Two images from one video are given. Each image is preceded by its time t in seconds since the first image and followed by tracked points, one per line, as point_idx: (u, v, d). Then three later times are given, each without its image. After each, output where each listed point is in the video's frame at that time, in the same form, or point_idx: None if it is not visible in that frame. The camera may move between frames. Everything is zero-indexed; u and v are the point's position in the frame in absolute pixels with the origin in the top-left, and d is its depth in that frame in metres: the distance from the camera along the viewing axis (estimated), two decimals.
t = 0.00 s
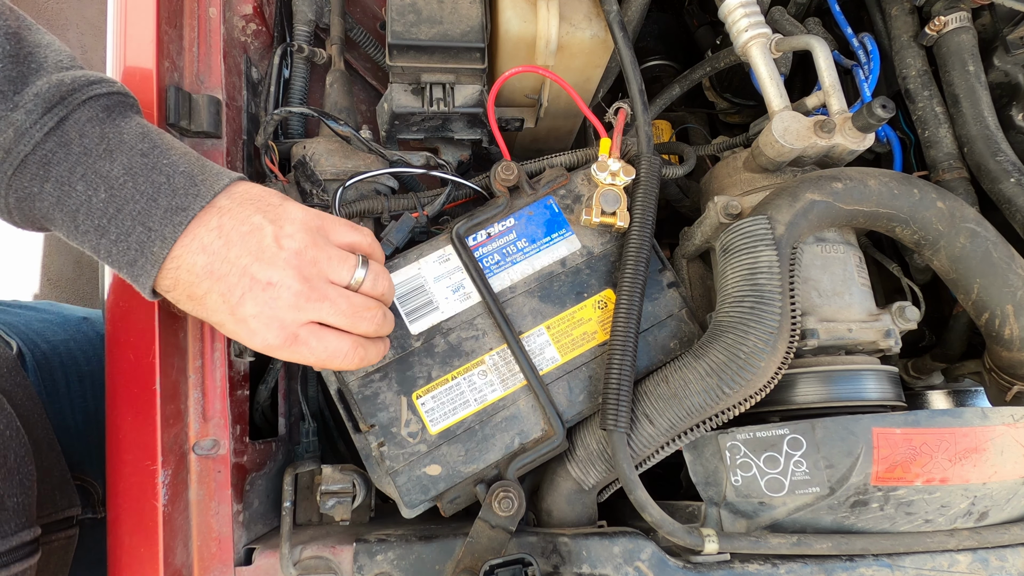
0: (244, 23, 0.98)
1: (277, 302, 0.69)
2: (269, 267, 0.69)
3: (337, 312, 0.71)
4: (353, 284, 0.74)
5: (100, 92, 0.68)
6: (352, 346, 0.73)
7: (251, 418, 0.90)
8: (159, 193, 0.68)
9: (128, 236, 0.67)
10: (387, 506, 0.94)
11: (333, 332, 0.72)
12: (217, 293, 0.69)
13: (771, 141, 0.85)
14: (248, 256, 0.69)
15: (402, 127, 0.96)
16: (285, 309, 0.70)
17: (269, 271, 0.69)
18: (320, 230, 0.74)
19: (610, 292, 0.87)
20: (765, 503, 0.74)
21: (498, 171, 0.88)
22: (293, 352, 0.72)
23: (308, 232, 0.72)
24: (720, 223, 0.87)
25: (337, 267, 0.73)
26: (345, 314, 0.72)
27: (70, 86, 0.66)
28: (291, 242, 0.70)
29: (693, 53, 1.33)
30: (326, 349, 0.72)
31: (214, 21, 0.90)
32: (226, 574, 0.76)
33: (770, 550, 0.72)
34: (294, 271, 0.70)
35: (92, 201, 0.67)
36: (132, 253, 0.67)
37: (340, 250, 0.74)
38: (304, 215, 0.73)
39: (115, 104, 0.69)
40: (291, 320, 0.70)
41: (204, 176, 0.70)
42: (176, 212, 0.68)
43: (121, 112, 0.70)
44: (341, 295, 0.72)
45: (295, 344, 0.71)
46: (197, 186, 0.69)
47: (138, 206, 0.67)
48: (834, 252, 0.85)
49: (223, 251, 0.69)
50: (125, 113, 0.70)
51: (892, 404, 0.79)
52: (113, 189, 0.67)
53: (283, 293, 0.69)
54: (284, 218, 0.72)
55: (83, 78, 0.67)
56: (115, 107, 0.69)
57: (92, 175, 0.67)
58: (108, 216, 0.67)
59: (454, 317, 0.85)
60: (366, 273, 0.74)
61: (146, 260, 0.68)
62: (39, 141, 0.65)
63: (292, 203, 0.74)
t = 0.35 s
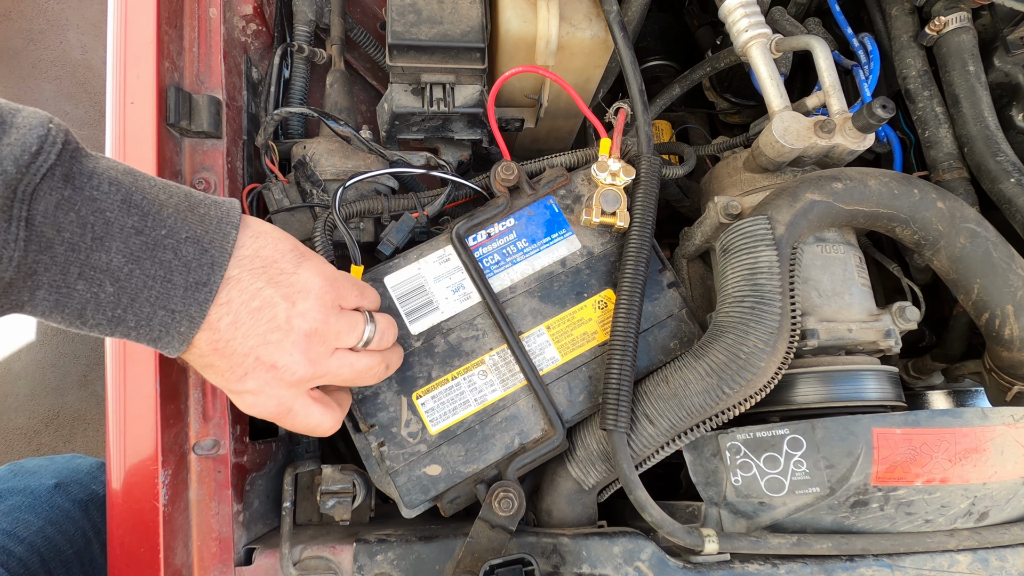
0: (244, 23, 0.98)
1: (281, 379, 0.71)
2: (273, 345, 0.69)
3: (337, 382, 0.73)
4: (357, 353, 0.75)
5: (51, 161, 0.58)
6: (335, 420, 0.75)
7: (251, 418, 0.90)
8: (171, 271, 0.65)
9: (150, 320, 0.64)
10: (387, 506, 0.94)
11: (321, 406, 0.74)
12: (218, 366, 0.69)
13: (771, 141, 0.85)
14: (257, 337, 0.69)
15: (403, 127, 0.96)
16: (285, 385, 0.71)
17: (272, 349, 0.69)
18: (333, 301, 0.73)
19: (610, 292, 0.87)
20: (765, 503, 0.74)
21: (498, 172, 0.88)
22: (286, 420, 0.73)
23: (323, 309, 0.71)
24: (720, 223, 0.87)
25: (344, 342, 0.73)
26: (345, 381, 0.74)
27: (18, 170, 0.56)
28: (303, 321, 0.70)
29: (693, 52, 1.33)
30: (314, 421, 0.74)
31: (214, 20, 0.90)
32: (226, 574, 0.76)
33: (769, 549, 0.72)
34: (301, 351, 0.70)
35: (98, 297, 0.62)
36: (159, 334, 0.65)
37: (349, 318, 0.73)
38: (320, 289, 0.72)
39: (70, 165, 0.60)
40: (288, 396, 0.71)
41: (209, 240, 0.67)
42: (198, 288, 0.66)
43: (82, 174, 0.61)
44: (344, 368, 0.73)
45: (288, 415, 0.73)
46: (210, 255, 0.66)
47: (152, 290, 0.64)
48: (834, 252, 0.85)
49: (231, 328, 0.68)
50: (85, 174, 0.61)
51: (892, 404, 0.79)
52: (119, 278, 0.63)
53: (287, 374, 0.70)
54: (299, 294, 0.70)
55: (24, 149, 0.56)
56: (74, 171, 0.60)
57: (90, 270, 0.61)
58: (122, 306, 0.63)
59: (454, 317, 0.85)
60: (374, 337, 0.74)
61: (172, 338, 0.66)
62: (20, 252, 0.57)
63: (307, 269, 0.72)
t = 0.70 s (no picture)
0: (244, 23, 0.98)
1: (294, 369, 0.70)
2: (287, 335, 0.69)
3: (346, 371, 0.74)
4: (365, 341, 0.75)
5: (69, 153, 0.56)
6: (336, 402, 0.76)
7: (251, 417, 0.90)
8: (190, 261, 0.63)
9: (170, 309, 0.63)
10: (387, 505, 0.94)
11: (325, 388, 0.75)
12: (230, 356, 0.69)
13: (771, 140, 0.85)
14: (272, 327, 0.68)
15: (402, 127, 0.96)
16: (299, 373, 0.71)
17: (285, 338, 0.69)
18: (344, 292, 0.73)
19: (610, 292, 0.87)
20: (765, 502, 0.74)
21: (498, 171, 0.88)
22: (294, 406, 0.74)
23: (335, 299, 0.71)
24: (720, 223, 0.87)
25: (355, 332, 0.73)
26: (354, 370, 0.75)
27: (39, 163, 0.54)
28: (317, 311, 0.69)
29: (693, 52, 1.33)
30: (319, 404, 0.75)
31: (212, 19, 0.90)
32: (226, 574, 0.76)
33: (769, 549, 0.72)
34: (313, 341, 0.70)
35: (118, 288, 0.61)
36: (177, 324, 0.64)
37: (358, 309, 0.73)
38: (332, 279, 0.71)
39: (86, 156, 0.58)
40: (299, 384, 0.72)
41: (225, 228, 0.66)
42: (216, 277, 0.65)
43: (99, 164, 0.59)
44: (353, 357, 0.73)
45: (297, 402, 0.73)
46: (227, 244, 0.65)
47: (171, 281, 0.63)
48: (834, 252, 0.85)
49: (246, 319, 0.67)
50: (101, 166, 0.59)
51: (891, 403, 0.79)
52: (138, 269, 0.61)
53: (299, 364, 0.70)
54: (312, 284, 0.70)
55: (43, 142, 0.54)
56: (90, 163, 0.58)
57: (109, 262, 0.60)
58: (142, 298, 0.62)
59: (454, 317, 0.85)
60: (381, 328, 0.75)
61: (191, 329, 0.65)
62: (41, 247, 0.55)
63: (319, 259, 0.72)
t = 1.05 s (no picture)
0: (245, 23, 0.98)
1: (301, 355, 0.70)
2: (294, 318, 0.69)
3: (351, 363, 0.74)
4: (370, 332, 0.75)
5: (105, 110, 0.60)
6: (342, 402, 0.76)
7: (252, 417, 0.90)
8: (195, 232, 0.65)
9: (167, 278, 0.64)
10: (387, 505, 0.94)
11: (331, 384, 0.75)
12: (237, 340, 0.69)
13: (771, 140, 0.85)
14: (280, 309, 0.69)
15: (402, 127, 0.96)
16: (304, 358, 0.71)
17: (293, 323, 0.69)
18: (349, 282, 0.74)
19: (610, 292, 0.87)
20: (765, 502, 0.74)
21: (498, 171, 0.88)
22: (297, 398, 0.73)
23: (341, 286, 0.73)
24: (720, 222, 0.87)
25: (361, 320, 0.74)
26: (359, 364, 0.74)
27: (73, 111, 0.58)
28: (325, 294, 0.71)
29: (693, 52, 1.33)
30: (324, 401, 0.74)
31: (213, 19, 0.90)
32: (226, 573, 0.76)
33: (769, 549, 0.72)
34: (320, 326, 0.70)
35: (121, 247, 0.62)
36: (170, 295, 0.64)
37: (364, 299, 0.74)
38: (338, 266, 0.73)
39: (121, 119, 0.61)
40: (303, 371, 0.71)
41: (237, 210, 0.68)
42: (217, 253, 0.66)
43: (129, 128, 0.62)
44: (359, 348, 0.73)
45: (302, 393, 0.73)
46: (235, 223, 0.67)
47: (173, 250, 0.64)
48: (834, 252, 0.85)
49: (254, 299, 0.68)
50: (133, 130, 0.63)
51: (891, 403, 0.79)
52: (144, 233, 0.63)
53: (306, 349, 0.70)
54: (321, 270, 0.72)
55: (81, 94, 0.58)
56: (123, 124, 0.62)
57: (118, 219, 0.61)
58: (141, 261, 0.63)
59: (454, 317, 0.85)
60: (387, 317, 0.76)
61: (184, 302, 0.65)
62: (56, 188, 0.58)
63: (327, 249, 0.74)
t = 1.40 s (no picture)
0: (244, 23, 0.98)
1: (286, 249, 0.68)
2: (277, 238, 0.68)
3: (343, 273, 0.69)
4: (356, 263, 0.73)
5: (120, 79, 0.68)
6: (350, 317, 0.68)
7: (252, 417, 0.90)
8: (191, 164, 0.68)
9: (165, 206, 0.67)
10: (387, 505, 0.94)
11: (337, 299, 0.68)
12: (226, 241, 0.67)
13: (771, 141, 0.85)
14: (265, 211, 0.69)
15: (402, 127, 0.96)
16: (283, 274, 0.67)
17: (271, 243, 0.68)
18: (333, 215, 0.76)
19: (610, 292, 0.87)
20: (765, 502, 0.74)
21: (498, 171, 0.88)
22: (292, 302, 0.67)
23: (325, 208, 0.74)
24: (720, 222, 0.87)
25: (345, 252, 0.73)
26: (349, 276, 0.70)
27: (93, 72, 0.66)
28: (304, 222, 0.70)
29: (693, 53, 1.33)
30: (330, 313, 0.67)
31: (213, 19, 0.90)
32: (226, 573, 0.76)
33: (769, 549, 0.72)
34: (303, 226, 0.69)
35: (126, 176, 0.66)
36: (167, 222, 0.66)
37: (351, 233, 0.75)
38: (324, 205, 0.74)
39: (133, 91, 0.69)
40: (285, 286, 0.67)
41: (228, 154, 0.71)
42: (210, 180, 0.68)
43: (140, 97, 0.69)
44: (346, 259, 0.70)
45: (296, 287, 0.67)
46: (225, 159, 0.70)
47: (170, 178, 0.67)
48: (834, 252, 0.85)
49: (227, 232, 0.67)
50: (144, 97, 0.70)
51: (891, 403, 0.79)
52: (147, 164, 0.67)
53: (290, 243, 0.68)
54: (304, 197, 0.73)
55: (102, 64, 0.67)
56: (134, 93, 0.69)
57: (125, 151, 0.66)
58: (143, 189, 0.66)
59: (454, 317, 0.85)
60: (370, 257, 0.75)
61: (181, 227, 0.67)
62: (75, 123, 0.64)
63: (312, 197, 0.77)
